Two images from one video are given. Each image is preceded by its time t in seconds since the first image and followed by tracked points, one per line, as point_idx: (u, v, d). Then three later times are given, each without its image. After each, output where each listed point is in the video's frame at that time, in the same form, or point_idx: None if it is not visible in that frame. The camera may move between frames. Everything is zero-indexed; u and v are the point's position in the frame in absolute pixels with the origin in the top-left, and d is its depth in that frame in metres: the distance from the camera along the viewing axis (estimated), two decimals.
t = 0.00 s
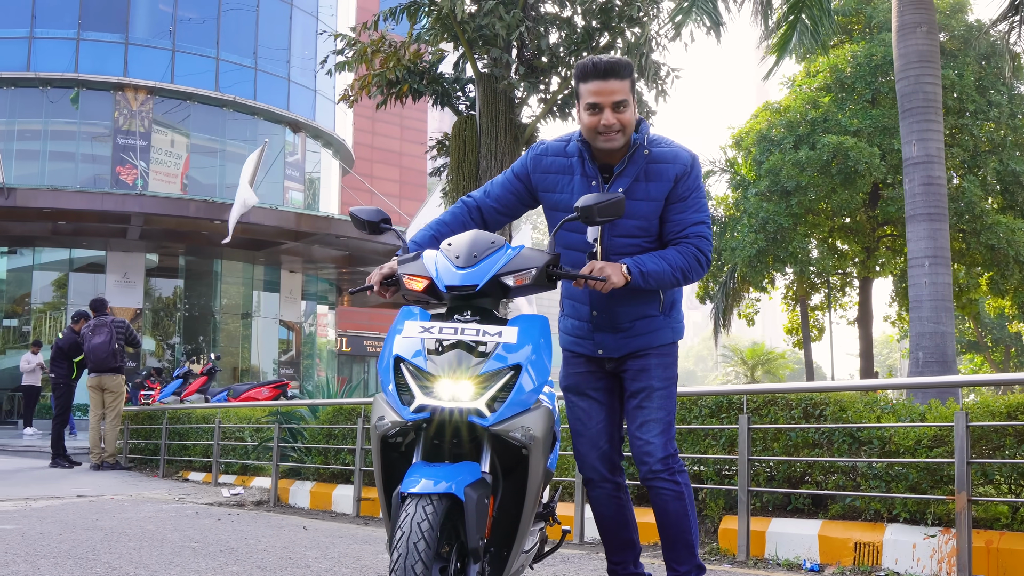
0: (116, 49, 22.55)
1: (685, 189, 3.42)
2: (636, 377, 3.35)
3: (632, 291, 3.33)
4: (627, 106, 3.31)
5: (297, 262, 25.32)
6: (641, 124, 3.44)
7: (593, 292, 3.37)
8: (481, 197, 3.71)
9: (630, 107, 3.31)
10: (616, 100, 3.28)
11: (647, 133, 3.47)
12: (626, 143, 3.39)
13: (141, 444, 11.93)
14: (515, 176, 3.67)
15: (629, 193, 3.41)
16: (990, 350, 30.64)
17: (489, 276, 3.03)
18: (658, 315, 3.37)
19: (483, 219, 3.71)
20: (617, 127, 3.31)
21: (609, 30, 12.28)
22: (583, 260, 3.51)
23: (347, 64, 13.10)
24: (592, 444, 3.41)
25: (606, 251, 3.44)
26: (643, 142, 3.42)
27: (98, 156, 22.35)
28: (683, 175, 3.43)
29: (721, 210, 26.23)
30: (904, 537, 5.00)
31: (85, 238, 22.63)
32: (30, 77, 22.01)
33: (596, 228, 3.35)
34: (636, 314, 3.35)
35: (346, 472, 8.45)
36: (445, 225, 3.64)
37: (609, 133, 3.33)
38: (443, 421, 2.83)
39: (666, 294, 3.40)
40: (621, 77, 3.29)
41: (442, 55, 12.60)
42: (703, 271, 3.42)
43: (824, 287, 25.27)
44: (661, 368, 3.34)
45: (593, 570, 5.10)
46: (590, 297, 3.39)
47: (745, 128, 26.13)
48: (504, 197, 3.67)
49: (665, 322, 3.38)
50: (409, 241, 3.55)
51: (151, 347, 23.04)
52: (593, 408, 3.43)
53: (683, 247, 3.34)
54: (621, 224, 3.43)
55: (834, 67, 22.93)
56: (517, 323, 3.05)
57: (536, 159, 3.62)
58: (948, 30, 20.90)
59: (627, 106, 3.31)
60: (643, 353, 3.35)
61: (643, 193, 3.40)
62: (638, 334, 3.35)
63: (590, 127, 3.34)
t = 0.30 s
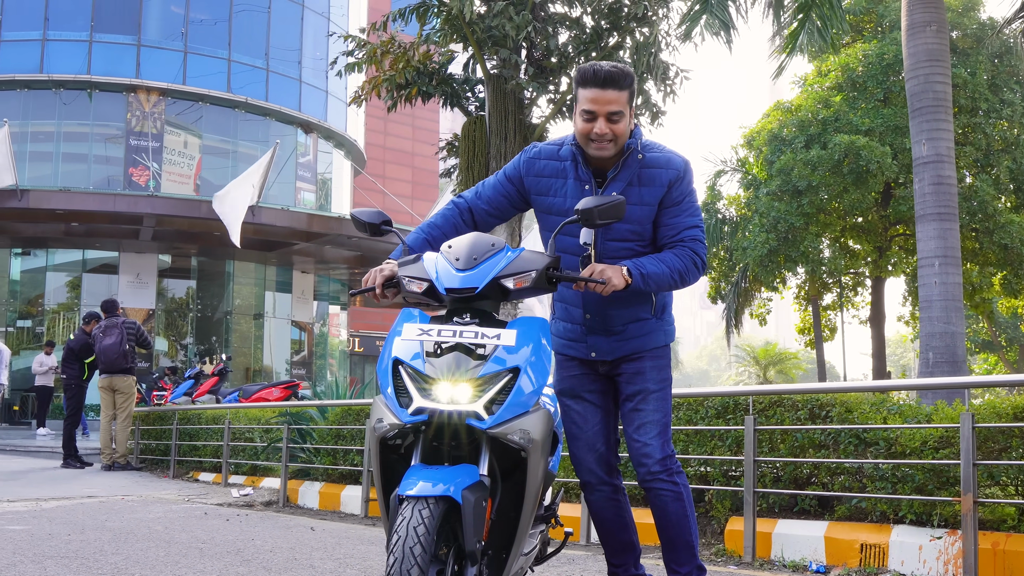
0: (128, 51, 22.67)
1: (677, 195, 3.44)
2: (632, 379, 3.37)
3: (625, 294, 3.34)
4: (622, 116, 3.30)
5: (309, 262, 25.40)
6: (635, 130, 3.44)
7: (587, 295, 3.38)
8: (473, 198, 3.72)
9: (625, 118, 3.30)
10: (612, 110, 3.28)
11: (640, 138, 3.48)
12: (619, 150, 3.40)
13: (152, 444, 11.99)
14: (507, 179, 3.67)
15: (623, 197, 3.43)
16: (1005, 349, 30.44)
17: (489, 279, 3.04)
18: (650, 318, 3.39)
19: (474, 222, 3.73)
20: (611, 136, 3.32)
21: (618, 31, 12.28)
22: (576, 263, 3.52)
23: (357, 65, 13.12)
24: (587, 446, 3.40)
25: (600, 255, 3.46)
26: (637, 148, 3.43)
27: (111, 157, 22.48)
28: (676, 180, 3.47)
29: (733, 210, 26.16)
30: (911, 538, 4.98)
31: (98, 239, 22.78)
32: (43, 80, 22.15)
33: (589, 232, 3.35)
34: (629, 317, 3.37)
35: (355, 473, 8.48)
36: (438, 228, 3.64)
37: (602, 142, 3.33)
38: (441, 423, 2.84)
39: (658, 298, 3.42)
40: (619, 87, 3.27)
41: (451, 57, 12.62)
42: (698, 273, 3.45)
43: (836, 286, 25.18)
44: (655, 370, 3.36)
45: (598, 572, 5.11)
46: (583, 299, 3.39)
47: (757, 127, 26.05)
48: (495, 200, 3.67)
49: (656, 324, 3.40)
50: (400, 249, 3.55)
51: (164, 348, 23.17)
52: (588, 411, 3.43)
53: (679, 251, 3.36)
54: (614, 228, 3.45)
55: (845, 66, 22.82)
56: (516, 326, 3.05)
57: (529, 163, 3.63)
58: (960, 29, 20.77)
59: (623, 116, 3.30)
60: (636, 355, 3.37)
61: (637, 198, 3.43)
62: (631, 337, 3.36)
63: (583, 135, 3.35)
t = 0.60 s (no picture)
0: (140, 52, 22.79)
1: (664, 181, 3.51)
2: (625, 381, 3.38)
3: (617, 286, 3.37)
4: (602, 104, 3.38)
5: (320, 262, 25.49)
6: (616, 119, 3.52)
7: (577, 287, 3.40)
8: (459, 198, 3.71)
9: (605, 106, 3.38)
10: (591, 98, 3.36)
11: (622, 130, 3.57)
12: (601, 138, 3.47)
13: (163, 444, 12.05)
14: (492, 177, 3.69)
15: (608, 184, 3.49)
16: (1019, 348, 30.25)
17: (500, 281, 3.04)
18: (642, 312, 3.43)
19: (462, 223, 3.71)
20: (590, 124, 3.39)
21: (627, 31, 12.28)
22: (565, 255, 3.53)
23: (367, 66, 13.13)
24: (581, 451, 3.36)
25: (588, 244, 3.50)
26: (619, 136, 3.51)
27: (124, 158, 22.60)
28: (660, 167, 3.54)
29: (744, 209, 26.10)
30: (918, 539, 4.96)
31: (110, 240, 22.91)
32: (56, 81, 22.29)
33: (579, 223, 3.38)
34: (620, 310, 3.40)
35: (364, 473, 8.50)
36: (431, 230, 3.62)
37: (582, 130, 3.41)
38: (449, 423, 2.86)
39: (648, 293, 3.46)
40: (599, 76, 3.36)
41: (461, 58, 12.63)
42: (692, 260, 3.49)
43: (848, 286, 25.09)
44: (650, 371, 3.39)
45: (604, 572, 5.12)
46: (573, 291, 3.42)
47: (768, 126, 25.97)
48: (482, 198, 3.68)
49: (649, 322, 3.44)
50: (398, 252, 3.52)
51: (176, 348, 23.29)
52: (580, 416, 3.40)
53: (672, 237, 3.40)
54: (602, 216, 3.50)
55: (857, 65, 22.70)
56: (526, 329, 3.05)
57: (515, 158, 3.65)
58: (972, 27, 20.62)
59: (602, 105, 3.38)
60: (627, 350, 3.39)
61: (623, 185, 3.49)
62: (623, 331, 3.39)
63: (564, 123, 3.42)
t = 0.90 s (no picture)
0: (153, 53, 22.91)
1: (647, 173, 3.52)
2: (615, 383, 3.37)
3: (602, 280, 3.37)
4: (578, 103, 3.39)
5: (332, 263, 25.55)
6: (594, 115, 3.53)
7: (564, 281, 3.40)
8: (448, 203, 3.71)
9: (581, 105, 3.39)
10: (567, 97, 3.37)
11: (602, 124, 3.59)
12: (580, 135, 3.48)
13: (174, 445, 12.11)
14: (480, 180, 3.69)
15: (589, 179, 3.52)
16: None
17: (517, 283, 3.03)
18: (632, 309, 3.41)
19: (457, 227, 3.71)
20: (567, 123, 3.41)
21: (638, 31, 12.26)
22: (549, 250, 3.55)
23: (378, 67, 13.15)
24: (582, 456, 3.38)
25: (572, 238, 3.53)
26: (598, 131, 3.52)
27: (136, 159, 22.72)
28: (641, 160, 3.56)
29: (757, 209, 26.02)
30: (928, 540, 4.93)
31: (123, 241, 23.03)
32: (69, 83, 22.42)
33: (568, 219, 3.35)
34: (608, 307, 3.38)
35: (374, 473, 8.51)
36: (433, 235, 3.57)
37: (559, 130, 3.42)
38: (461, 424, 2.85)
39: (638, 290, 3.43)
40: (574, 74, 3.37)
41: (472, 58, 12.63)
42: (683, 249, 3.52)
43: (861, 286, 24.98)
44: (639, 371, 3.37)
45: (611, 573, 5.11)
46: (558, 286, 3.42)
47: (780, 125, 25.89)
48: (471, 202, 3.68)
49: (636, 319, 3.42)
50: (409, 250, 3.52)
51: (189, 348, 23.40)
52: (579, 420, 3.41)
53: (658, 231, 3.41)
54: (585, 210, 3.52)
55: (869, 64, 22.58)
56: (540, 332, 3.03)
57: (498, 159, 3.66)
58: (986, 25, 20.47)
59: (578, 104, 3.39)
60: (617, 347, 3.38)
61: (604, 178, 3.51)
62: (611, 326, 3.38)
63: (541, 123, 3.44)
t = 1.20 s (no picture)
0: (165, 54, 23.01)
1: (644, 159, 3.51)
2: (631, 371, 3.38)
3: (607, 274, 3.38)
4: (568, 94, 3.36)
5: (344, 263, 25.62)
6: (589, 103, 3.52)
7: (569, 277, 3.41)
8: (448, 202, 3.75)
9: (571, 96, 3.37)
10: (556, 90, 3.34)
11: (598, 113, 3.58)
12: (574, 125, 3.48)
13: (185, 445, 12.16)
14: (478, 176, 3.75)
15: (587, 168, 3.52)
16: None
17: (523, 284, 3.03)
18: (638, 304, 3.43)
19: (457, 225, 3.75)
20: (558, 115, 3.40)
21: (648, 30, 12.24)
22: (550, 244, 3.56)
23: (388, 68, 13.17)
24: (586, 451, 3.39)
25: (573, 228, 3.52)
26: (594, 119, 3.51)
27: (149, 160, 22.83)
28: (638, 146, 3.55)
29: (768, 209, 25.95)
30: (937, 541, 4.92)
31: (135, 241, 23.14)
32: (82, 84, 22.54)
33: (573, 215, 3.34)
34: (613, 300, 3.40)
35: (383, 473, 8.53)
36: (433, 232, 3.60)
37: (551, 122, 3.42)
38: (464, 426, 2.86)
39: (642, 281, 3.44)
40: (561, 67, 3.33)
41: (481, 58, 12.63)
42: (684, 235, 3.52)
43: (873, 286, 24.88)
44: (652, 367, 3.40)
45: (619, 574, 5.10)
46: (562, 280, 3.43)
47: (792, 125, 25.81)
48: (469, 199, 3.73)
49: (640, 311, 3.44)
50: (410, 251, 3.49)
51: (201, 348, 23.50)
52: (583, 416, 3.42)
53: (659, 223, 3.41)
54: (584, 200, 3.52)
55: (881, 62, 22.47)
56: (545, 333, 3.05)
57: (495, 154, 3.68)
58: (999, 23, 20.31)
59: (568, 95, 3.37)
60: (626, 342, 3.40)
61: (602, 167, 3.51)
62: (616, 318, 3.40)
63: (534, 116, 3.44)
